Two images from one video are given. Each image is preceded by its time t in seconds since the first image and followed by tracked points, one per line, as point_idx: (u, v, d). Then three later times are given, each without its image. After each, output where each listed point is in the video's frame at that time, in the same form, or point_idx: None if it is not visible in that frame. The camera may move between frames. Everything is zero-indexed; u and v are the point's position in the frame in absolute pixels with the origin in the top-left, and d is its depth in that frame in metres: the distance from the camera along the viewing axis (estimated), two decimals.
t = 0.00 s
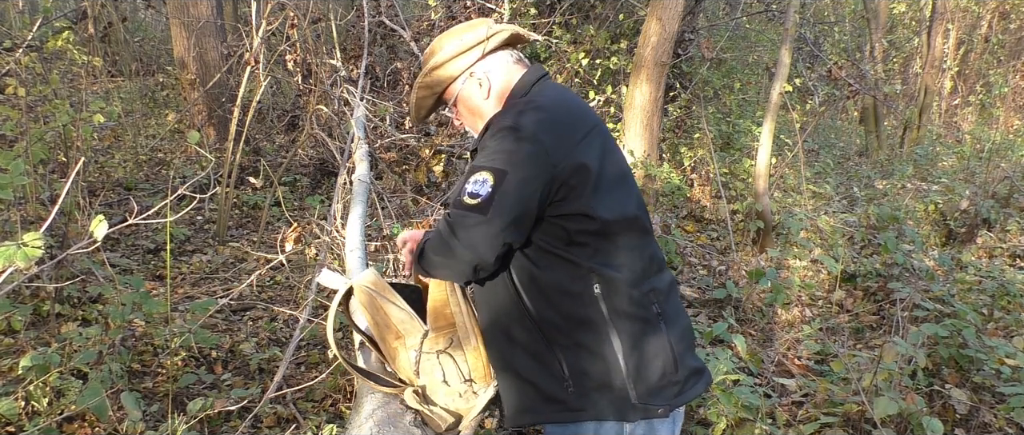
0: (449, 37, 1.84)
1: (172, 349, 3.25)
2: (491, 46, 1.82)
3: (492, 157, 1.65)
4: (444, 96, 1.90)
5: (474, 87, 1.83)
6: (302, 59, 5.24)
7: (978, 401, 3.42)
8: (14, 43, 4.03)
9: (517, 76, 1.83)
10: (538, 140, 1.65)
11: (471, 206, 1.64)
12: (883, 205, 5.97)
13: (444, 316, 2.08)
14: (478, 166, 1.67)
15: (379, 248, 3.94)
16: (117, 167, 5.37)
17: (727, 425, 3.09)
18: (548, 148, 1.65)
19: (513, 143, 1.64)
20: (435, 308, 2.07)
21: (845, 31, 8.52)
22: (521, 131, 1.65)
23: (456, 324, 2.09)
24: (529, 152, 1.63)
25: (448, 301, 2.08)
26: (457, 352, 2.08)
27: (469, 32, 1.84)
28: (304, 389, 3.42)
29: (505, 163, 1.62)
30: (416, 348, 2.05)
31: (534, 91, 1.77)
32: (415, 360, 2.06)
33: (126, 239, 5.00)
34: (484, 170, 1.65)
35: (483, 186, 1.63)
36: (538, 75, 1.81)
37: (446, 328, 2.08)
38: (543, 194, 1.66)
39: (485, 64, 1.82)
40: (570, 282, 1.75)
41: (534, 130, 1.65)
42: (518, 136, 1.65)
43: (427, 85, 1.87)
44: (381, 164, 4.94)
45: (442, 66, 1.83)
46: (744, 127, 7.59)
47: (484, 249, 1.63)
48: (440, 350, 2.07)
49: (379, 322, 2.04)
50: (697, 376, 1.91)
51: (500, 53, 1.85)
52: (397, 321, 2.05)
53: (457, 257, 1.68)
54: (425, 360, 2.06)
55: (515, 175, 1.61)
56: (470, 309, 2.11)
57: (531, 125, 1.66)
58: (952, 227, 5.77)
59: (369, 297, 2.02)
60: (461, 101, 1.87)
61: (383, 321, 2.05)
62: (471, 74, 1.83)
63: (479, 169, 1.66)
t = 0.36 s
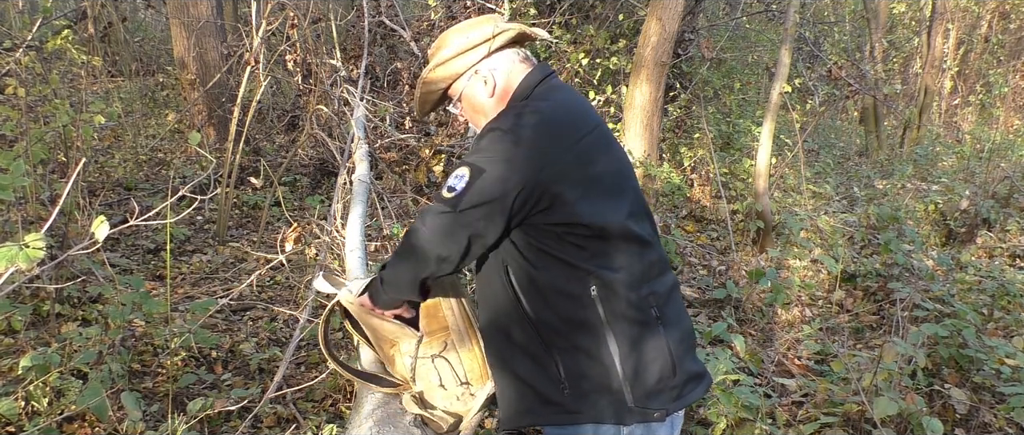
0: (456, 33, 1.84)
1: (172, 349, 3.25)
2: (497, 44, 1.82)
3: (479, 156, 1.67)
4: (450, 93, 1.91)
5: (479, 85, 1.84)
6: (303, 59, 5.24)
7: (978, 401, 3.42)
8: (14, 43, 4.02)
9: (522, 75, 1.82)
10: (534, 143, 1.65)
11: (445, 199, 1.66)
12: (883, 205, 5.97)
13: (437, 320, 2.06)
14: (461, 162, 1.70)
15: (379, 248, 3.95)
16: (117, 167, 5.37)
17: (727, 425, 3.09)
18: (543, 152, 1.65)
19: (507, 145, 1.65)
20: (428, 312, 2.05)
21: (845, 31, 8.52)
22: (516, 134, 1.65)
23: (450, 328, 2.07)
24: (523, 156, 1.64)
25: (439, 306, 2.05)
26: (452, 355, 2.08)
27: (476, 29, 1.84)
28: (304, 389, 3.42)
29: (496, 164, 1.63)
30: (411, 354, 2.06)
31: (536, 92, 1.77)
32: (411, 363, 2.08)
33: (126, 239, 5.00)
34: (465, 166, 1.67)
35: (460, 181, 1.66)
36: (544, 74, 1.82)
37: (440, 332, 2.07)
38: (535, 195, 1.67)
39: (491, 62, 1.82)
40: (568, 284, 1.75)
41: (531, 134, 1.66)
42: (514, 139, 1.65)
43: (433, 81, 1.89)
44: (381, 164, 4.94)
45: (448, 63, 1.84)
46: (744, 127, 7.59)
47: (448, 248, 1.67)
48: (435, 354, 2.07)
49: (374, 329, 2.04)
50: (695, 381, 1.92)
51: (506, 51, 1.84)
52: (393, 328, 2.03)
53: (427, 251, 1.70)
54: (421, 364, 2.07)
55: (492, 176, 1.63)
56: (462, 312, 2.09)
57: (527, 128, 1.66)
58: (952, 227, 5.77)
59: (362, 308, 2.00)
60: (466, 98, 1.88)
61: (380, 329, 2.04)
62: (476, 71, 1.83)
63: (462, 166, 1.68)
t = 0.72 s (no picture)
0: (457, 32, 1.82)
1: (172, 349, 3.25)
2: (501, 42, 1.82)
3: (486, 158, 1.65)
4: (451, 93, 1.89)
5: (484, 83, 1.83)
6: (303, 59, 5.23)
7: (978, 401, 3.42)
8: (14, 43, 4.02)
9: (525, 71, 1.82)
10: (541, 145, 1.63)
11: (456, 199, 1.62)
12: (883, 205, 5.97)
13: (427, 323, 2.07)
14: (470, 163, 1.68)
15: (378, 248, 3.95)
16: (117, 167, 5.38)
17: (727, 425, 3.09)
18: (551, 154, 1.64)
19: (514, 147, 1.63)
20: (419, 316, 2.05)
21: (845, 31, 8.52)
22: (523, 136, 1.64)
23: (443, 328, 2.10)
24: (531, 155, 1.62)
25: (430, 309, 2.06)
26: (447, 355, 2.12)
27: (478, 27, 1.83)
28: (304, 389, 3.42)
29: (503, 166, 1.61)
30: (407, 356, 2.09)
31: (541, 92, 1.76)
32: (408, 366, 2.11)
33: (126, 239, 5.00)
34: (476, 166, 1.64)
35: (471, 181, 1.62)
36: (546, 71, 1.82)
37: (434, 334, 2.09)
38: (544, 197, 1.65)
39: (495, 59, 1.82)
40: (574, 286, 1.74)
41: (536, 135, 1.64)
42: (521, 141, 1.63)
43: (435, 82, 1.86)
44: (381, 164, 4.94)
45: (452, 63, 1.81)
46: (744, 127, 7.59)
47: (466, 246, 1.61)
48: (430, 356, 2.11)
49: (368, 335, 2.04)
50: (698, 379, 1.93)
51: (508, 48, 1.84)
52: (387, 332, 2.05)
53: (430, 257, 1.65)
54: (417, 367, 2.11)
55: (503, 175, 1.60)
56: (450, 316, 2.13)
57: (533, 130, 1.65)
58: (952, 227, 5.77)
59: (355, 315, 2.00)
60: (470, 98, 1.86)
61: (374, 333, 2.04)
62: (480, 70, 1.82)
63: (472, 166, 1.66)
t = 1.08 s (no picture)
0: (456, 34, 1.82)
1: (172, 349, 3.25)
2: (500, 45, 1.81)
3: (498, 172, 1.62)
4: (449, 96, 1.88)
5: (481, 86, 1.82)
6: (303, 59, 5.23)
7: (978, 401, 3.42)
8: (14, 43, 4.02)
9: (523, 75, 1.82)
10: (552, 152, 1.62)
11: (476, 223, 1.61)
12: (883, 205, 5.97)
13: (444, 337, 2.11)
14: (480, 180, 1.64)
15: (379, 248, 3.95)
16: (117, 167, 5.37)
17: (727, 425, 3.09)
18: (561, 164, 1.63)
19: (527, 156, 1.61)
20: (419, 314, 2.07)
21: (845, 31, 8.52)
22: (534, 145, 1.61)
23: (451, 334, 2.13)
24: (543, 164, 1.61)
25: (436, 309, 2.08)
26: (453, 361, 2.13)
27: (477, 29, 1.82)
28: (304, 389, 3.42)
29: (517, 176, 1.60)
30: (413, 360, 2.10)
31: (545, 98, 1.75)
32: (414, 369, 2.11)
33: (126, 239, 5.00)
34: (489, 184, 1.62)
35: (489, 202, 1.60)
36: (545, 75, 1.82)
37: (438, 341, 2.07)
38: (555, 206, 1.65)
39: (494, 62, 1.81)
40: (579, 293, 1.74)
41: (546, 142, 1.62)
42: (533, 149, 1.61)
43: (433, 84, 1.85)
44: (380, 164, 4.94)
45: (451, 65, 1.80)
46: (744, 127, 7.60)
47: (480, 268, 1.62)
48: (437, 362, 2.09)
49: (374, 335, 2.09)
50: (694, 382, 1.96)
51: (508, 51, 1.83)
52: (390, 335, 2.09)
53: (454, 279, 1.64)
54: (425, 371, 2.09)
55: (520, 188, 1.59)
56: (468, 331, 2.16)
57: (544, 137, 1.63)
58: (952, 227, 5.77)
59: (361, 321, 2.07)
60: (465, 101, 1.86)
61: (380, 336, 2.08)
62: (479, 73, 1.81)
63: (484, 185, 1.63)
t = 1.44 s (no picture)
0: (459, 28, 1.81)
1: (172, 349, 3.25)
2: (505, 40, 1.80)
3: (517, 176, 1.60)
4: (452, 91, 1.88)
5: (483, 80, 1.81)
6: (302, 59, 5.23)
7: (978, 401, 3.41)
8: (14, 43, 4.02)
9: (528, 73, 1.82)
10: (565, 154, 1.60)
11: (508, 227, 1.58)
12: (883, 205, 5.97)
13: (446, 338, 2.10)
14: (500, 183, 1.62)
15: (379, 248, 3.94)
16: (117, 167, 5.38)
17: (727, 425, 3.08)
18: (574, 165, 1.61)
19: (536, 158, 1.59)
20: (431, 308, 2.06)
21: (845, 31, 8.52)
22: (549, 146, 1.59)
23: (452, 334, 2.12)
24: (559, 166, 1.58)
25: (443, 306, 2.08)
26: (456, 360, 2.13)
27: (482, 23, 1.80)
28: (304, 389, 3.42)
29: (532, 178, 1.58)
30: (416, 358, 2.12)
31: (550, 97, 1.74)
32: (416, 367, 2.13)
33: (126, 239, 5.00)
34: (519, 188, 1.58)
35: (521, 205, 1.57)
36: (547, 73, 1.81)
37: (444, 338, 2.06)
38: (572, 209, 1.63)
39: (497, 57, 1.81)
40: (580, 295, 1.74)
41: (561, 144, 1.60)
42: (544, 151, 1.59)
43: (436, 78, 1.84)
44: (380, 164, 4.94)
45: (453, 59, 1.80)
46: (744, 127, 7.60)
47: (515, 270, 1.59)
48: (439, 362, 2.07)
49: (383, 325, 2.12)
50: (690, 383, 1.97)
51: (511, 46, 1.83)
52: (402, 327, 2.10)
53: (482, 287, 1.61)
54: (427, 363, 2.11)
55: (550, 192, 1.57)
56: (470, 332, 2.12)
57: (556, 138, 1.61)
58: (952, 227, 5.77)
59: (373, 306, 2.08)
60: (468, 96, 1.85)
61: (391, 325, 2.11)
62: (481, 68, 1.80)
63: (512, 188, 1.59)
